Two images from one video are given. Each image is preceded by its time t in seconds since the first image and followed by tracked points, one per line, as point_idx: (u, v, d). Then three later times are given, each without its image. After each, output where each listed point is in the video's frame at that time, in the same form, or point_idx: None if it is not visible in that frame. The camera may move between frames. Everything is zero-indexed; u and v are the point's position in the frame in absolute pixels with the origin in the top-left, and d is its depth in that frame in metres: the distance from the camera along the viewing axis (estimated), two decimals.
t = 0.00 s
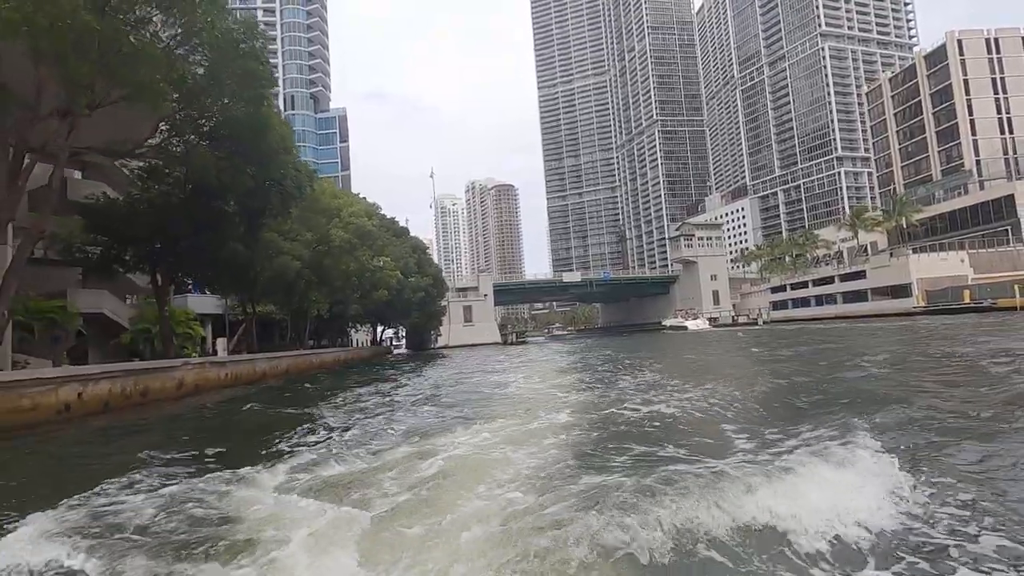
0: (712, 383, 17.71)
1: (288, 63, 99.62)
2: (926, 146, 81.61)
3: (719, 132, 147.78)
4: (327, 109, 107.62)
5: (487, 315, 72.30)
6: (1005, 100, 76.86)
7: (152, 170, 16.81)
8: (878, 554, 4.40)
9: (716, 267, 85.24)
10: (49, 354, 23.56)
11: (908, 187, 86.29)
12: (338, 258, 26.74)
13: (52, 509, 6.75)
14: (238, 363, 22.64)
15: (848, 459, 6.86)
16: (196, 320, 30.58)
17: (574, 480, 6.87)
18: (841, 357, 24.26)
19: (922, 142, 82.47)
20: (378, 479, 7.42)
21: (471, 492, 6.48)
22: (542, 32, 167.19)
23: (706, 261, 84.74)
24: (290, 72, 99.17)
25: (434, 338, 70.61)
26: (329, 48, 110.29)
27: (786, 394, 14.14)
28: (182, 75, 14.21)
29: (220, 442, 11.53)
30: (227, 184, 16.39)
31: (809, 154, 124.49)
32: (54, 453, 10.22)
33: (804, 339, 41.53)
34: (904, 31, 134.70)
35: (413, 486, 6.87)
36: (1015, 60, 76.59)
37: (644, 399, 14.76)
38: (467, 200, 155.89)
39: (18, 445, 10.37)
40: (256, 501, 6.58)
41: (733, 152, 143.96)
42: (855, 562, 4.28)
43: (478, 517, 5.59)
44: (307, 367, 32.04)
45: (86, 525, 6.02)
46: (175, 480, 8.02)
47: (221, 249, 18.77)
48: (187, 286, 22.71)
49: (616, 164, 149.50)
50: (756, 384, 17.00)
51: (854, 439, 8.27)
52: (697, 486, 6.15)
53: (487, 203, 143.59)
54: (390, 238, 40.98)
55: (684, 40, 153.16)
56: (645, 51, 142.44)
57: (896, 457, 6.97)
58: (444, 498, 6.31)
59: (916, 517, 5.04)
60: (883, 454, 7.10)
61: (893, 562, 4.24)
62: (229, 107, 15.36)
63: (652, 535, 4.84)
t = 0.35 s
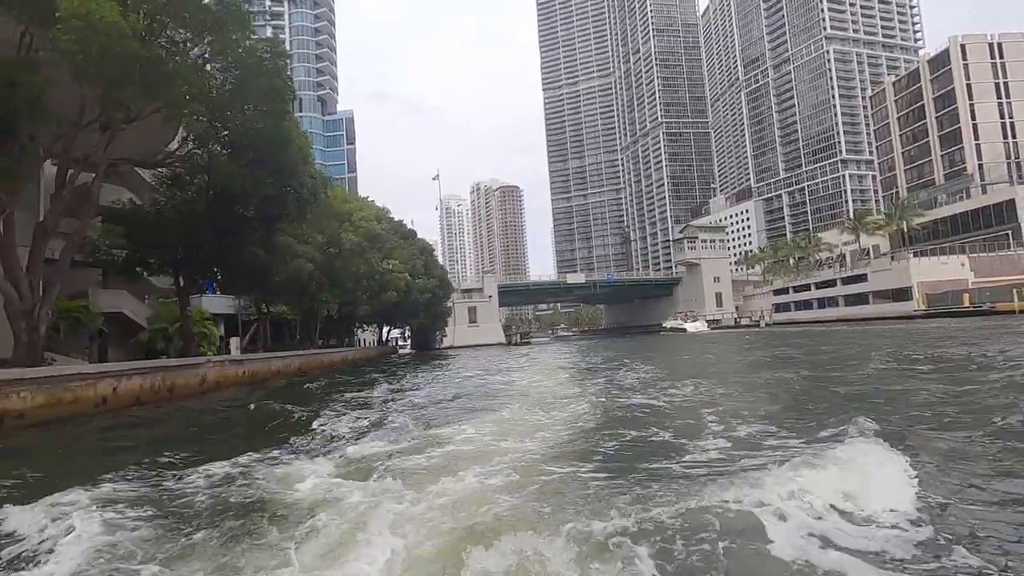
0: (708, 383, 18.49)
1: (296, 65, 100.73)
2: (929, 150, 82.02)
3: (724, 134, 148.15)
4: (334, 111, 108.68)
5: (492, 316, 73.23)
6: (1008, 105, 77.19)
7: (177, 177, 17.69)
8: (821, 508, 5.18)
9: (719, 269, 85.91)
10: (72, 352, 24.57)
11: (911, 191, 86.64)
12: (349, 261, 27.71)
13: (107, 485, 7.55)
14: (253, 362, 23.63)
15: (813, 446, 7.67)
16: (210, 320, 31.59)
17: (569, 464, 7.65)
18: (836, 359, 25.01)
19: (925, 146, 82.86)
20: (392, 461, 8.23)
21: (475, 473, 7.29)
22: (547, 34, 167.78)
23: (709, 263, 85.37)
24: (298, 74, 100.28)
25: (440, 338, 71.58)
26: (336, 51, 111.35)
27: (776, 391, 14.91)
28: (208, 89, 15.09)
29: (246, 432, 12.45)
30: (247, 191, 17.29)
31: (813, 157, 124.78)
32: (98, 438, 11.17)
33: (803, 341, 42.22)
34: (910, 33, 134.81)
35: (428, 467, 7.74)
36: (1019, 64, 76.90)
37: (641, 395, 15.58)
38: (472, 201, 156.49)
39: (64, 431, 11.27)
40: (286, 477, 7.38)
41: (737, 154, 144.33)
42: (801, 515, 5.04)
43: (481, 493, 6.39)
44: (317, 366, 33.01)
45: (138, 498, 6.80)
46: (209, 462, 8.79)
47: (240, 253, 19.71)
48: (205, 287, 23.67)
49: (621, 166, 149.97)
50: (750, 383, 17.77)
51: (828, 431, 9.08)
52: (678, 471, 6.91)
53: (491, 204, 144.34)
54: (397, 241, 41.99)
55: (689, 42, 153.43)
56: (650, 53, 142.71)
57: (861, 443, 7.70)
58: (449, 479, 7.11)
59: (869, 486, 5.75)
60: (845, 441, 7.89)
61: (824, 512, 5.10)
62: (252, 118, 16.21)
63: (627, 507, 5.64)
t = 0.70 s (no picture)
0: (706, 382, 19.33)
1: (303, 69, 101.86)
2: (931, 154, 82.70)
3: (728, 136, 148.62)
4: (339, 113, 109.73)
5: (496, 317, 74.18)
6: (1010, 109, 77.73)
7: (197, 184, 18.59)
8: (783, 483, 6.01)
9: (722, 272, 86.57)
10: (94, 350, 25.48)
11: (914, 194, 87.24)
12: (358, 265, 28.74)
13: (155, 470, 8.35)
14: (267, 362, 24.57)
15: (790, 434, 8.54)
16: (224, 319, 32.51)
17: (565, 450, 8.41)
18: (832, 360, 25.77)
19: (927, 150, 83.52)
20: (405, 448, 9.08)
21: (480, 458, 8.10)
22: (552, 36, 168.43)
23: (712, 265, 85.96)
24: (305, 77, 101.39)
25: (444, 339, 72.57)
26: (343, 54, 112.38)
27: (769, 390, 15.69)
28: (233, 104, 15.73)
29: (267, 425, 13.33)
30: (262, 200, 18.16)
31: (817, 159, 125.27)
32: (133, 429, 12.10)
33: (803, 343, 42.89)
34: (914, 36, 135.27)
35: (441, 452, 8.60)
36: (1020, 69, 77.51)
37: (641, 392, 16.41)
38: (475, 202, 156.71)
39: (101, 424, 12.11)
40: (309, 462, 8.18)
41: (741, 156, 144.79)
42: (769, 491, 5.77)
43: (485, 474, 7.16)
44: (327, 365, 34.00)
45: (182, 479, 7.58)
46: (242, 450, 9.60)
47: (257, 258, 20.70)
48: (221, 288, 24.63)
49: (625, 168, 150.54)
50: (746, 383, 18.58)
51: (806, 421, 9.93)
52: (663, 457, 7.70)
53: (496, 205, 145.08)
54: (405, 244, 43.08)
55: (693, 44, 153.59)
56: (655, 56, 143.05)
57: (832, 432, 8.45)
58: (456, 461, 7.91)
59: (826, 466, 6.56)
60: (819, 431, 8.63)
61: (787, 489, 5.83)
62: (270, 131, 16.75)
63: (615, 486, 6.38)
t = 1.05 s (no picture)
0: (702, 382, 20.02)
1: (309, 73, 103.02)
2: (931, 156, 83.22)
3: (730, 137, 149.20)
4: (344, 117, 110.86)
5: (499, 318, 75.04)
6: (1010, 111, 78.14)
7: (214, 194, 19.52)
8: (758, 465, 6.77)
9: (724, 273, 87.19)
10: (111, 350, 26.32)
11: (914, 196, 87.73)
12: (367, 269, 29.68)
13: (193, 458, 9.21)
14: (279, 363, 25.38)
15: (770, 425, 9.28)
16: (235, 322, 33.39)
17: (558, 441, 9.12)
18: (827, 361, 26.41)
19: (928, 152, 84.01)
20: (415, 439, 9.83)
21: (486, 446, 8.83)
22: (554, 39, 169.36)
23: (714, 267, 86.55)
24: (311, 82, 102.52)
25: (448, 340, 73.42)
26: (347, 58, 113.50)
27: (761, 389, 16.37)
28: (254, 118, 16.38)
29: (285, 420, 14.17)
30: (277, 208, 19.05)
31: (819, 161, 125.78)
32: (162, 423, 12.96)
33: (802, 345, 43.45)
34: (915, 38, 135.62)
35: (450, 441, 9.38)
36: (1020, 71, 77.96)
37: (639, 391, 17.12)
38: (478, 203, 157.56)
39: (134, 419, 12.95)
40: (327, 451, 8.97)
41: (743, 157, 145.31)
42: (735, 473, 6.50)
43: (480, 461, 7.88)
44: (336, 367, 34.82)
45: (215, 466, 8.40)
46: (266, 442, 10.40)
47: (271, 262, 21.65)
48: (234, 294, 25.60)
49: (628, 169, 151.25)
50: (741, 382, 19.27)
51: (788, 415, 10.64)
52: (653, 443, 8.47)
53: (499, 207, 145.77)
54: (411, 247, 44.08)
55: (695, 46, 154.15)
56: (657, 58, 143.69)
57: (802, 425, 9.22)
58: (456, 450, 8.67)
59: (796, 451, 7.31)
60: (797, 423, 9.33)
61: (763, 472, 6.52)
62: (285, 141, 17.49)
63: (607, 470, 7.09)
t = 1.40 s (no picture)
0: (697, 380, 20.83)
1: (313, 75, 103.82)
2: (930, 156, 83.86)
3: (731, 137, 149.70)
4: (347, 119, 111.62)
5: (502, 318, 75.93)
6: (1008, 112, 78.60)
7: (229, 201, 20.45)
8: (735, 449, 7.58)
9: (724, 273, 87.82)
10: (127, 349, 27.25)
11: (914, 196, 88.29)
12: (373, 271, 30.60)
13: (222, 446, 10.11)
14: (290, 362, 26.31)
15: (755, 418, 10.05)
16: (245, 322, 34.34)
17: (552, 433, 9.82)
18: (820, 361, 27.19)
19: (927, 152, 84.60)
20: (426, 429, 10.71)
21: (494, 436, 9.67)
22: (556, 39, 169.88)
23: (714, 267, 87.14)
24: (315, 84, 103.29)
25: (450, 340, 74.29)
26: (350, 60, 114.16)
27: (754, 387, 17.17)
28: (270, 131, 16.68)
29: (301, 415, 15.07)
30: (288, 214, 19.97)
31: (820, 160, 126.39)
32: (190, 419, 13.89)
33: (799, 344, 44.20)
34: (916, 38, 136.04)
35: (458, 431, 10.24)
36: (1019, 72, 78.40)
37: (637, 388, 17.95)
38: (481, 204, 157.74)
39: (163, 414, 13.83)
40: (343, 442, 9.83)
41: (745, 157, 145.84)
42: (705, 458, 7.24)
43: (475, 451, 8.59)
44: (343, 366, 35.82)
45: (243, 453, 9.25)
46: (284, 434, 11.26)
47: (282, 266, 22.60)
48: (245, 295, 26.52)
49: (629, 169, 151.80)
50: (734, 381, 20.05)
51: (773, 409, 11.46)
52: (645, 432, 9.29)
53: (501, 207, 146.36)
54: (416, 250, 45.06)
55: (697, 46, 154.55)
56: (658, 58, 144.07)
57: (782, 419, 9.91)
58: (462, 440, 9.49)
59: (770, 438, 8.14)
60: (780, 417, 10.13)
61: (738, 455, 7.34)
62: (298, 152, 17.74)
63: (603, 454, 7.92)
